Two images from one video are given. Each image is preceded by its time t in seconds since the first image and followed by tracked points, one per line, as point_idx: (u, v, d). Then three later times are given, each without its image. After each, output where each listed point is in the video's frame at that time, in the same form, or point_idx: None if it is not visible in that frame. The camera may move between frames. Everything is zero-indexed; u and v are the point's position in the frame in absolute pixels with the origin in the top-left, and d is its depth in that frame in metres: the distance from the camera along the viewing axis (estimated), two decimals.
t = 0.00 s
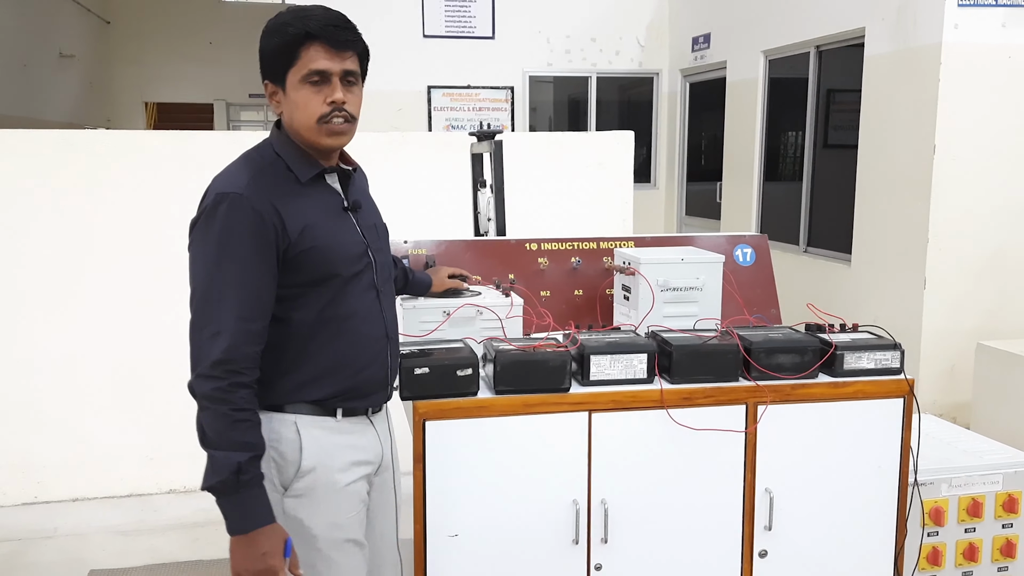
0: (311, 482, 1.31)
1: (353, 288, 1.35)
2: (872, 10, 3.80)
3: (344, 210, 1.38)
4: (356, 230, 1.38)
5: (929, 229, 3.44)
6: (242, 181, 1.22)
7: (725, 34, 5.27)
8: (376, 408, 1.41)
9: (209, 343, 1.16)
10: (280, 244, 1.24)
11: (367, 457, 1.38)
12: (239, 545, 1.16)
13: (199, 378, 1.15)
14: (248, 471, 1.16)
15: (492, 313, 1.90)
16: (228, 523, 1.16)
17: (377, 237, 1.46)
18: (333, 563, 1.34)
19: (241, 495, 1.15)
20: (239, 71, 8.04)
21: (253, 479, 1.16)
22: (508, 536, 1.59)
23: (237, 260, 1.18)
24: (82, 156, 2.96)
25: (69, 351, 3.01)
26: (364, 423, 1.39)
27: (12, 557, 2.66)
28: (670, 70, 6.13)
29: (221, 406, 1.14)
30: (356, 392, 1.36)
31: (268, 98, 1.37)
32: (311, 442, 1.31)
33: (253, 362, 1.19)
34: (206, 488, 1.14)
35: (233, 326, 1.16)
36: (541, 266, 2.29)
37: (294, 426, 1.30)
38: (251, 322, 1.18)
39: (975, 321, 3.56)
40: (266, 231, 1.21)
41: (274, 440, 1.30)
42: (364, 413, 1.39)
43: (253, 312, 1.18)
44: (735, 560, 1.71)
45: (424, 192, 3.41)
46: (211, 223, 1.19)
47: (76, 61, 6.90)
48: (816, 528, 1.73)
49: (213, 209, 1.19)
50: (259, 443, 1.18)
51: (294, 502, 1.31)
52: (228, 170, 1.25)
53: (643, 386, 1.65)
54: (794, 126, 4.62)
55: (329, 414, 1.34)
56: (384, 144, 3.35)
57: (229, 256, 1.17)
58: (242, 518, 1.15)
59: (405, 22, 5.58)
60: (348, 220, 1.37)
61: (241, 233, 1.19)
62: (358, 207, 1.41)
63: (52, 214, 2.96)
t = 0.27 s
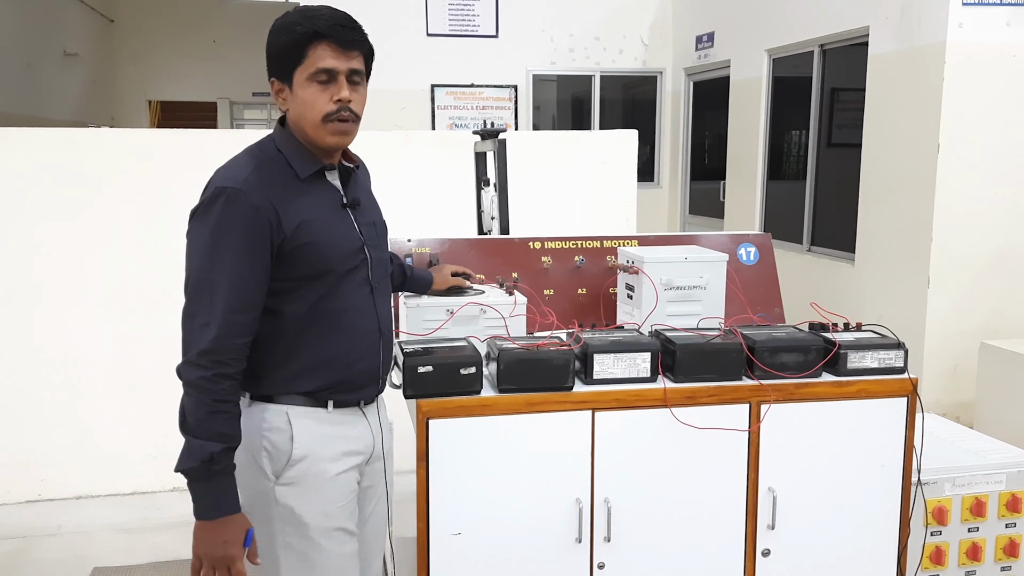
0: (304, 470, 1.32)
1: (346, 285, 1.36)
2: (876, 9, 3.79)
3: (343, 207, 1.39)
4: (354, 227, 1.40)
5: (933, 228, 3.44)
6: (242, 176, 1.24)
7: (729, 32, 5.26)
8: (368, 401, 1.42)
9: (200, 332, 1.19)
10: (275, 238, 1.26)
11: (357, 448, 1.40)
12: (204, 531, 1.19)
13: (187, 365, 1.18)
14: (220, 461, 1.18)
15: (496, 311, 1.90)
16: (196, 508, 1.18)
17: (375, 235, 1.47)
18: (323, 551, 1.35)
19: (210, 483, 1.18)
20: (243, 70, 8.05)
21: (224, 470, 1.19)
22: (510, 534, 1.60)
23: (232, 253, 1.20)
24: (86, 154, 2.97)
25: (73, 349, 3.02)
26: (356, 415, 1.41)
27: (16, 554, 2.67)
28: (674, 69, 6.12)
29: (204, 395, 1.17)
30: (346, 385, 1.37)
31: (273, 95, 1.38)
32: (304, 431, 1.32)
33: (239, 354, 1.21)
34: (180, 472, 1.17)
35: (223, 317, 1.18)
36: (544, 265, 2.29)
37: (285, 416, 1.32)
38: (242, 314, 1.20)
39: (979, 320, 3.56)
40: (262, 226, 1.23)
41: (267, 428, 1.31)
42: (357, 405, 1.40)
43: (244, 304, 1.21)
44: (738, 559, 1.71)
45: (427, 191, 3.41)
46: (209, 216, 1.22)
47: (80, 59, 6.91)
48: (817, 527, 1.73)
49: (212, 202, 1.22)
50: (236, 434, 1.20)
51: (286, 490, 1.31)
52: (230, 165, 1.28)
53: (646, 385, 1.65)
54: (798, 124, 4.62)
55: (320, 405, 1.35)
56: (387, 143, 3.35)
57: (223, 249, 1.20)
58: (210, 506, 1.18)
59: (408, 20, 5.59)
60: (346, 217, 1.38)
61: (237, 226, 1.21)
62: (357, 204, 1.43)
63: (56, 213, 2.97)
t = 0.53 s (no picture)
0: (298, 462, 1.33)
1: (341, 280, 1.37)
2: (880, 8, 3.79)
3: (339, 204, 1.40)
4: (349, 224, 1.40)
5: (936, 227, 3.43)
6: (240, 173, 1.25)
7: (732, 31, 5.25)
8: (363, 394, 1.43)
9: (197, 326, 1.20)
10: (271, 235, 1.27)
11: (354, 441, 1.40)
12: (200, 519, 1.20)
13: (184, 358, 1.19)
14: (215, 453, 1.20)
15: (498, 310, 1.90)
16: (192, 498, 1.20)
17: (370, 232, 1.48)
18: (318, 542, 1.35)
19: (205, 474, 1.19)
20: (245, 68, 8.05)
21: (219, 461, 1.21)
22: (513, 533, 1.60)
23: (228, 249, 1.21)
24: (88, 153, 2.98)
25: (75, 347, 3.03)
26: (351, 408, 1.41)
27: (18, 552, 2.68)
28: (676, 68, 6.12)
29: (199, 387, 1.18)
30: (341, 378, 1.37)
31: (272, 94, 1.38)
32: (298, 423, 1.33)
33: (235, 347, 1.22)
34: (178, 462, 1.19)
35: (219, 311, 1.19)
36: (547, 263, 2.29)
37: (281, 409, 1.33)
38: (238, 309, 1.21)
39: (981, 320, 3.55)
40: (258, 222, 1.23)
41: (262, 420, 1.32)
42: (352, 398, 1.40)
43: (240, 299, 1.21)
44: (740, 558, 1.71)
45: (430, 189, 3.41)
46: (206, 212, 1.23)
47: (82, 58, 6.92)
48: (819, 526, 1.73)
49: (209, 199, 1.23)
50: (230, 427, 1.22)
51: (281, 481, 1.32)
52: (228, 162, 1.28)
53: (649, 383, 1.65)
54: (801, 124, 4.61)
55: (315, 399, 1.36)
56: (389, 142, 3.35)
57: (219, 245, 1.21)
58: (205, 495, 1.19)
59: (410, 19, 5.58)
60: (342, 214, 1.39)
61: (233, 222, 1.21)
62: (352, 202, 1.43)
63: (59, 212, 2.97)
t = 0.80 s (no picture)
0: (298, 455, 1.33)
1: (342, 275, 1.37)
2: (881, 8, 3.78)
3: (339, 200, 1.40)
4: (350, 220, 1.40)
5: (938, 227, 3.43)
6: (243, 169, 1.25)
7: (734, 31, 5.25)
8: (363, 389, 1.43)
9: (202, 321, 1.20)
10: (274, 230, 1.27)
11: (354, 435, 1.40)
12: (222, 509, 1.21)
13: (191, 352, 1.19)
14: (232, 442, 1.20)
15: (500, 309, 1.90)
16: (211, 489, 1.20)
17: (370, 229, 1.48)
18: (320, 535, 1.36)
19: (224, 465, 1.20)
20: (246, 67, 8.05)
21: (237, 450, 1.21)
22: (514, 532, 1.60)
23: (232, 243, 1.21)
24: (91, 152, 2.98)
25: (78, 346, 3.04)
26: (351, 403, 1.41)
27: (21, 550, 2.68)
28: (678, 67, 6.11)
29: (209, 380, 1.18)
30: (341, 372, 1.38)
31: (273, 95, 1.38)
32: (299, 416, 1.33)
33: (241, 341, 1.22)
34: (194, 456, 1.19)
35: (225, 305, 1.20)
36: (548, 263, 2.29)
37: (281, 404, 1.33)
38: (242, 303, 1.22)
39: (983, 319, 3.55)
40: (261, 217, 1.24)
41: (262, 415, 1.33)
42: (352, 392, 1.41)
43: (244, 293, 1.22)
44: (741, 557, 1.71)
45: (432, 188, 3.41)
46: (210, 208, 1.23)
47: (84, 56, 6.93)
48: (821, 525, 1.73)
49: (213, 195, 1.23)
50: (244, 417, 1.22)
51: (283, 475, 1.33)
52: (230, 159, 1.29)
53: (650, 383, 1.65)
54: (803, 123, 4.61)
55: (315, 393, 1.36)
56: (391, 141, 3.35)
57: (223, 239, 1.21)
58: (226, 485, 1.19)
59: (412, 18, 5.58)
60: (343, 211, 1.39)
61: (236, 218, 1.21)
62: (353, 199, 1.43)
63: (61, 210, 2.98)
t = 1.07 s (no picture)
0: (306, 449, 1.33)
1: (346, 272, 1.37)
2: (883, 7, 3.78)
3: (341, 198, 1.40)
4: (352, 217, 1.40)
5: (940, 226, 3.42)
6: (247, 166, 1.26)
7: (736, 30, 5.25)
8: (366, 385, 1.43)
9: (208, 317, 1.20)
10: (279, 227, 1.27)
11: (359, 429, 1.41)
12: (231, 504, 1.21)
13: (199, 349, 1.19)
14: (241, 437, 1.20)
15: (501, 309, 1.90)
16: (220, 483, 1.20)
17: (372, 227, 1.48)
18: (331, 528, 1.36)
19: (232, 460, 1.20)
20: (248, 68, 8.05)
21: (245, 445, 1.21)
22: (516, 532, 1.60)
23: (238, 240, 1.21)
24: (92, 151, 2.98)
25: (80, 345, 3.04)
26: (355, 399, 1.41)
27: (23, 549, 2.69)
28: (680, 66, 6.11)
29: (217, 376, 1.19)
30: (345, 368, 1.38)
31: (274, 94, 1.38)
32: (305, 411, 1.33)
33: (247, 337, 1.22)
34: (202, 452, 1.19)
35: (231, 302, 1.20)
36: (550, 263, 2.29)
37: (287, 399, 1.34)
38: (248, 300, 1.22)
39: (986, 319, 3.54)
40: (266, 214, 1.24)
41: (268, 410, 1.33)
42: (356, 388, 1.41)
43: (250, 289, 1.22)
44: (743, 558, 1.71)
45: (433, 188, 3.41)
46: (215, 205, 1.23)
47: (86, 56, 6.93)
48: (822, 525, 1.73)
49: (217, 192, 1.23)
50: (252, 412, 1.22)
51: (291, 469, 1.33)
52: (233, 157, 1.29)
53: (651, 382, 1.65)
54: (805, 123, 4.60)
55: (320, 389, 1.36)
56: (393, 141, 3.35)
57: (229, 236, 1.21)
58: (234, 480, 1.20)
59: (414, 18, 5.58)
60: (346, 208, 1.39)
61: (241, 215, 1.22)
62: (355, 196, 1.43)
63: (63, 210, 2.98)
